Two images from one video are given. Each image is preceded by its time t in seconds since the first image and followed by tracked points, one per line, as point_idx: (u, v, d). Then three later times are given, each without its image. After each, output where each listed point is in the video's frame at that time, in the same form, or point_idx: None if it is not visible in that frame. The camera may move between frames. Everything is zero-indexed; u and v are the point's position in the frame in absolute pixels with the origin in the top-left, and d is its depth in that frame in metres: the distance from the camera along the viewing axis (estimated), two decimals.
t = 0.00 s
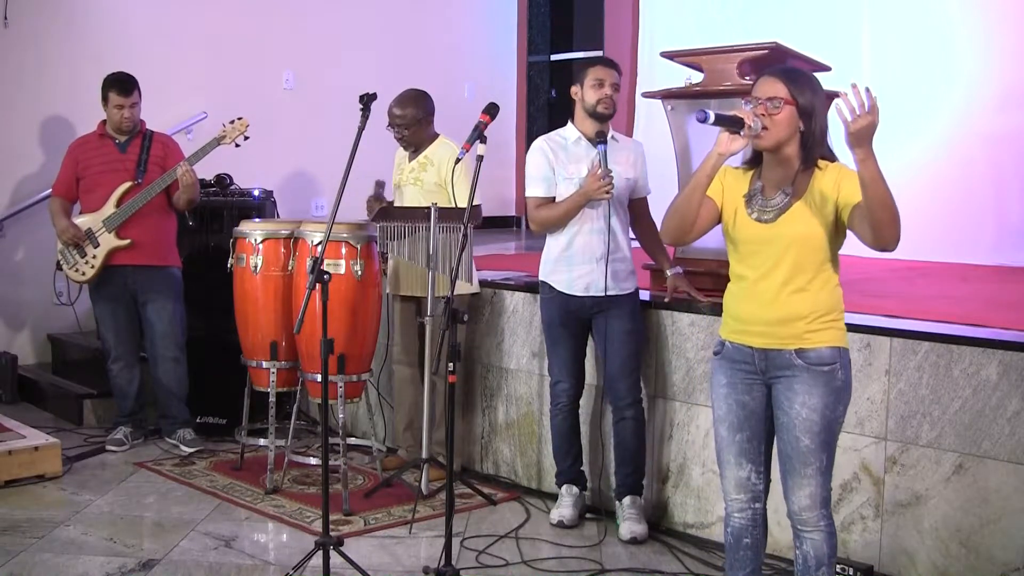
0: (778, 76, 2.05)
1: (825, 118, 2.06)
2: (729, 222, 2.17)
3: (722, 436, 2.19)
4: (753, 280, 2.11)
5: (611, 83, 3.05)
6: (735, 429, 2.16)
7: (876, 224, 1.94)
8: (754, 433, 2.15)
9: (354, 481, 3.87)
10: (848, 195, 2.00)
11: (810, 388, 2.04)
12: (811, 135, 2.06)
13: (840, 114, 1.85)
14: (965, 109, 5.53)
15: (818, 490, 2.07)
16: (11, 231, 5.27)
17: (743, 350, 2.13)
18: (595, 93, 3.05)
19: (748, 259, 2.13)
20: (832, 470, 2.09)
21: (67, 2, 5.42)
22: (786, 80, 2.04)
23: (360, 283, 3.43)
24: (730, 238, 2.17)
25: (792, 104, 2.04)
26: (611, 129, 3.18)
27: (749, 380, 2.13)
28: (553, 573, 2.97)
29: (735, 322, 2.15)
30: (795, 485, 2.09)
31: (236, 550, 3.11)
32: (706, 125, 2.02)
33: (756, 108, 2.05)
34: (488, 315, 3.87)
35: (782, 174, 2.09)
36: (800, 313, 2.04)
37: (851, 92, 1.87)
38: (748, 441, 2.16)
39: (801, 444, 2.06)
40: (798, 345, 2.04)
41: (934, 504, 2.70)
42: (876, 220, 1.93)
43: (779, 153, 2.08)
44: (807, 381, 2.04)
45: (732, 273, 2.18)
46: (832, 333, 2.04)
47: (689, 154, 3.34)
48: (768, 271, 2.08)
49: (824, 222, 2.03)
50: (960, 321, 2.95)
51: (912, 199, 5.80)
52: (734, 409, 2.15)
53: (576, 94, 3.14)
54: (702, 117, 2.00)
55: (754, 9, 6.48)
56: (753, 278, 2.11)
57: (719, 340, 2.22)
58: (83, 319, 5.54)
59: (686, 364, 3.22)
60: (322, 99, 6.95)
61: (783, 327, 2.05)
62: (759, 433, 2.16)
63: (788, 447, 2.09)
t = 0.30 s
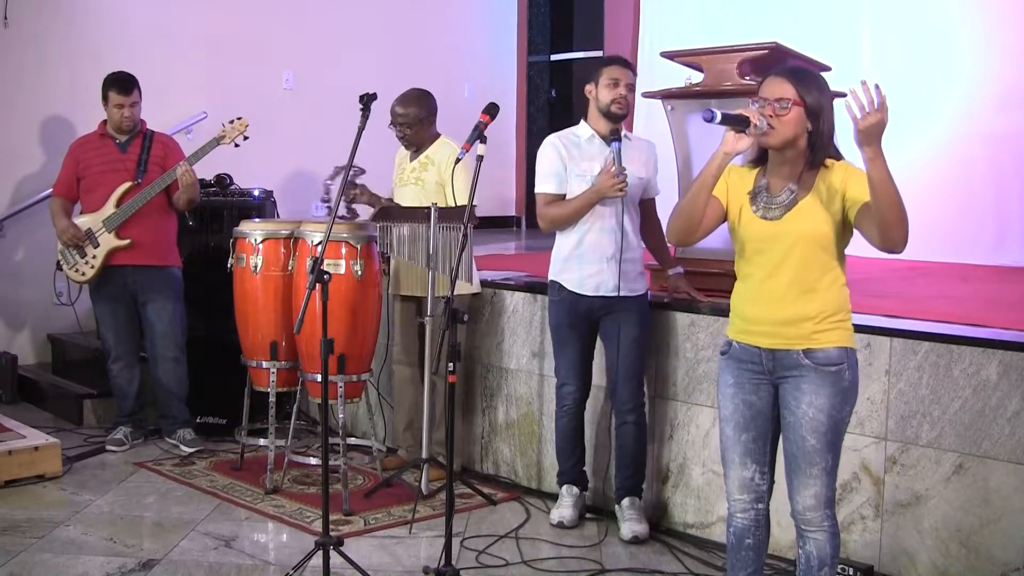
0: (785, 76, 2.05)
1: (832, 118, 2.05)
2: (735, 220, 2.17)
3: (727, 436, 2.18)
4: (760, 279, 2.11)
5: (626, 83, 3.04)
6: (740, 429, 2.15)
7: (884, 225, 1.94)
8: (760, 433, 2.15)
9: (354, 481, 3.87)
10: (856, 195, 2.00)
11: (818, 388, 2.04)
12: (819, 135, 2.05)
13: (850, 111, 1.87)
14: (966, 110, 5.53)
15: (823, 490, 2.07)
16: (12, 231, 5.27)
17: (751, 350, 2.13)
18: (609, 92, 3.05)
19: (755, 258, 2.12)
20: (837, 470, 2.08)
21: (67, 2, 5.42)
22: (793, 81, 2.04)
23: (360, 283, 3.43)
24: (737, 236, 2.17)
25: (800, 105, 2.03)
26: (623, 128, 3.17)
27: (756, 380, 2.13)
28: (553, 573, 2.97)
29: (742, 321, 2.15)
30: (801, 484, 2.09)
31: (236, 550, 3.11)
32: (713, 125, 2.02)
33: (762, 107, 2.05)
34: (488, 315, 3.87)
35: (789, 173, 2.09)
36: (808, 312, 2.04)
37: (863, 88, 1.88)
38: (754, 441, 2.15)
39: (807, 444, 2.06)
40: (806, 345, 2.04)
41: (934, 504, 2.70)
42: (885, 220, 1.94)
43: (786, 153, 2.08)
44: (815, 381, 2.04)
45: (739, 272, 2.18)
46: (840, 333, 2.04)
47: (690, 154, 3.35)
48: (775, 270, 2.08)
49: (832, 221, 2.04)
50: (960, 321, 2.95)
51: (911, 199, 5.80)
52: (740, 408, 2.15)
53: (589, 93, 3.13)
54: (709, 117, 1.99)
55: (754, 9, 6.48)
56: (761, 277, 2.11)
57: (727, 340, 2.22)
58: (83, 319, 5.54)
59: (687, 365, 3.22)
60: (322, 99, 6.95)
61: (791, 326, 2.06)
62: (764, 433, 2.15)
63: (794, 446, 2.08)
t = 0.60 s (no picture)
0: (786, 79, 2.04)
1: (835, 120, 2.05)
2: (739, 223, 2.17)
3: (729, 436, 2.17)
4: (764, 281, 2.11)
5: (638, 81, 3.01)
6: (743, 429, 2.15)
7: (887, 230, 1.94)
8: (763, 433, 2.14)
9: (354, 481, 3.87)
10: (859, 199, 2.00)
11: (822, 388, 2.04)
12: (821, 138, 2.05)
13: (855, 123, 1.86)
14: (966, 110, 5.53)
15: (826, 490, 2.07)
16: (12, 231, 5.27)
17: (755, 350, 2.12)
18: (621, 90, 3.02)
19: (759, 261, 2.12)
20: (840, 471, 2.08)
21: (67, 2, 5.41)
22: (794, 84, 2.03)
23: (360, 283, 3.43)
24: (741, 240, 2.16)
25: (801, 109, 2.03)
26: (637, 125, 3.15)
27: (760, 380, 2.12)
28: (553, 573, 2.97)
29: (746, 323, 2.14)
30: (803, 484, 2.08)
31: (236, 550, 3.11)
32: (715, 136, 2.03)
33: (764, 112, 2.06)
34: (488, 315, 3.87)
35: (792, 175, 2.09)
36: (813, 314, 2.04)
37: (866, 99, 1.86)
38: (756, 441, 2.14)
39: (810, 444, 2.06)
40: (810, 347, 2.04)
41: (934, 504, 2.70)
42: (888, 226, 1.93)
43: (789, 157, 2.08)
44: (819, 382, 2.04)
45: (743, 274, 2.18)
46: (844, 334, 2.04)
47: (689, 155, 3.36)
48: (779, 273, 2.08)
49: (835, 224, 2.03)
50: (960, 321, 2.95)
51: (911, 199, 5.79)
52: (744, 408, 2.14)
53: (601, 91, 3.10)
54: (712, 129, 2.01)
55: (754, 9, 6.48)
56: (765, 280, 2.11)
57: (731, 340, 2.21)
58: (83, 318, 5.54)
59: (688, 365, 3.22)
60: (322, 99, 6.95)
61: (796, 328, 2.05)
62: (767, 433, 2.15)
63: (797, 446, 2.08)
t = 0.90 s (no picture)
0: (788, 79, 2.04)
1: (836, 121, 2.06)
2: (741, 224, 2.16)
3: (731, 436, 2.17)
4: (766, 281, 2.11)
5: (647, 82, 2.97)
6: (745, 430, 2.15)
7: (892, 228, 1.94)
8: (765, 434, 2.14)
9: (354, 481, 3.87)
10: (862, 197, 2.00)
11: (825, 389, 2.04)
12: (823, 138, 2.06)
13: (861, 120, 1.86)
14: (965, 110, 5.53)
15: (828, 491, 2.07)
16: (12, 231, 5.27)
17: (757, 351, 2.12)
18: (629, 91, 2.98)
19: (762, 261, 2.12)
20: (842, 471, 2.08)
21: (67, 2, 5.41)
22: (796, 84, 2.04)
23: (360, 283, 3.43)
24: (743, 240, 2.16)
25: (803, 108, 2.03)
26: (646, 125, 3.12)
27: (763, 380, 2.12)
28: (554, 573, 2.97)
29: (749, 324, 2.14)
30: (805, 485, 2.08)
31: (236, 550, 3.11)
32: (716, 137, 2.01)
33: (766, 112, 2.06)
34: (488, 315, 3.87)
35: (795, 175, 2.09)
36: (815, 315, 2.04)
37: (871, 98, 1.87)
38: (758, 442, 2.14)
39: (812, 444, 2.06)
40: (813, 347, 2.04)
41: (934, 504, 2.70)
42: (893, 224, 1.93)
43: (791, 156, 2.08)
44: (822, 382, 2.04)
45: (746, 275, 2.17)
46: (847, 334, 2.05)
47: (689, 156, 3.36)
48: (781, 273, 2.08)
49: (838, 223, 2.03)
50: (961, 321, 2.95)
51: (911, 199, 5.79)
52: (746, 409, 2.14)
53: (611, 91, 3.06)
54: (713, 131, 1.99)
55: (755, 9, 6.48)
56: (767, 280, 2.10)
57: (733, 340, 2.21)
58: (83, 318, 5.54)
59: (688, 365, 3.22)
60: (322, 99, 6.95)
61: (798, 329, 2.05)
62: (769, 434, 2.15)
63: (799, 447, 2.08)
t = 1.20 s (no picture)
0: (793, 78, 2.05)
1: (840, 122, 2.05)
2: (743, 224, 2.16)
3: (732, 437, 2.17)
4: (768, 282, 2.11)
5: (656, 82, 2.96)
6: (746, 431, 2.15)
7: (896, 228, 1.95)
8: (766, 436, 2.14)
9: (354, 481, 3.87)
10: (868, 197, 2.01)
11: (826, 390, 2.04)
12: (827, 139, 2.05)
13: (866, 115, 1.86)
14: (965, 110, 5.53)
15: (829, 491, 2.07)
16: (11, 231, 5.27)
17: (759, 352, 2.12)
18: (638, 91, 2.98)
19: (763, 261, 2.12)
20: (843, 472, 2.08)
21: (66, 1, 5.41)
22: (801, 84, 2.04)
23: (360, 283, 3.43)
24: (745, 240, 2.16)
25: (808, 108, 2.03)
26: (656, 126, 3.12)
27: (764, 381, 2.12)
28: (554, 573, 2.97)
29: (750, 324, 2.14)
30: (806, 485, 2.08)
31: (236, 550, 3.11)
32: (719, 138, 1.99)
33: (769, 111, 2.06)
34: (488, 315, 3.88)
35: (799, 176, 2.09)
36: (817, 315, 2.04)
37: (877, 92, 1.87)
38: (759, 443, 2.14)
39: (813, 445, 2.06)
40: (814, 348, 2.05)
41: (934, 504, 2.70)
42: (896, 222, 1.94)
43: (797, 156, 2.08)
44: (823, 383, 2.04)
45: (748, 275, 2.17)
46: (849, 334, 2.05)
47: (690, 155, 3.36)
48: (783, 274, 2.08)
49: (840, 223, 2.04)
50: (960, 321, 2.95)
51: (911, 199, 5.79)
52: (747, 410, 2.14)
53: (621, 93, 3.06)
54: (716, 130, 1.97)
55: (754, 9, 6.48)
56: (769, 281, 2.10)
57: (735, 341, 2.21)
58: (83, 319, 5.54)
59: (688, 365, 3.22)
60: (322, 99, 6.95)
61: (801, 329, 2.05)
62: (770, 435, 2.15)
63: (800, 448, 2.09)
